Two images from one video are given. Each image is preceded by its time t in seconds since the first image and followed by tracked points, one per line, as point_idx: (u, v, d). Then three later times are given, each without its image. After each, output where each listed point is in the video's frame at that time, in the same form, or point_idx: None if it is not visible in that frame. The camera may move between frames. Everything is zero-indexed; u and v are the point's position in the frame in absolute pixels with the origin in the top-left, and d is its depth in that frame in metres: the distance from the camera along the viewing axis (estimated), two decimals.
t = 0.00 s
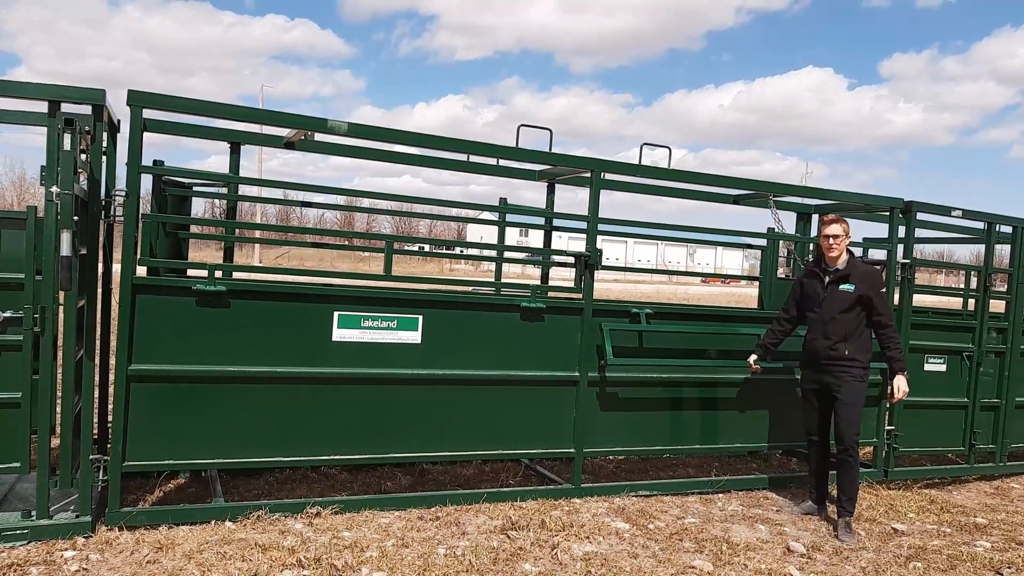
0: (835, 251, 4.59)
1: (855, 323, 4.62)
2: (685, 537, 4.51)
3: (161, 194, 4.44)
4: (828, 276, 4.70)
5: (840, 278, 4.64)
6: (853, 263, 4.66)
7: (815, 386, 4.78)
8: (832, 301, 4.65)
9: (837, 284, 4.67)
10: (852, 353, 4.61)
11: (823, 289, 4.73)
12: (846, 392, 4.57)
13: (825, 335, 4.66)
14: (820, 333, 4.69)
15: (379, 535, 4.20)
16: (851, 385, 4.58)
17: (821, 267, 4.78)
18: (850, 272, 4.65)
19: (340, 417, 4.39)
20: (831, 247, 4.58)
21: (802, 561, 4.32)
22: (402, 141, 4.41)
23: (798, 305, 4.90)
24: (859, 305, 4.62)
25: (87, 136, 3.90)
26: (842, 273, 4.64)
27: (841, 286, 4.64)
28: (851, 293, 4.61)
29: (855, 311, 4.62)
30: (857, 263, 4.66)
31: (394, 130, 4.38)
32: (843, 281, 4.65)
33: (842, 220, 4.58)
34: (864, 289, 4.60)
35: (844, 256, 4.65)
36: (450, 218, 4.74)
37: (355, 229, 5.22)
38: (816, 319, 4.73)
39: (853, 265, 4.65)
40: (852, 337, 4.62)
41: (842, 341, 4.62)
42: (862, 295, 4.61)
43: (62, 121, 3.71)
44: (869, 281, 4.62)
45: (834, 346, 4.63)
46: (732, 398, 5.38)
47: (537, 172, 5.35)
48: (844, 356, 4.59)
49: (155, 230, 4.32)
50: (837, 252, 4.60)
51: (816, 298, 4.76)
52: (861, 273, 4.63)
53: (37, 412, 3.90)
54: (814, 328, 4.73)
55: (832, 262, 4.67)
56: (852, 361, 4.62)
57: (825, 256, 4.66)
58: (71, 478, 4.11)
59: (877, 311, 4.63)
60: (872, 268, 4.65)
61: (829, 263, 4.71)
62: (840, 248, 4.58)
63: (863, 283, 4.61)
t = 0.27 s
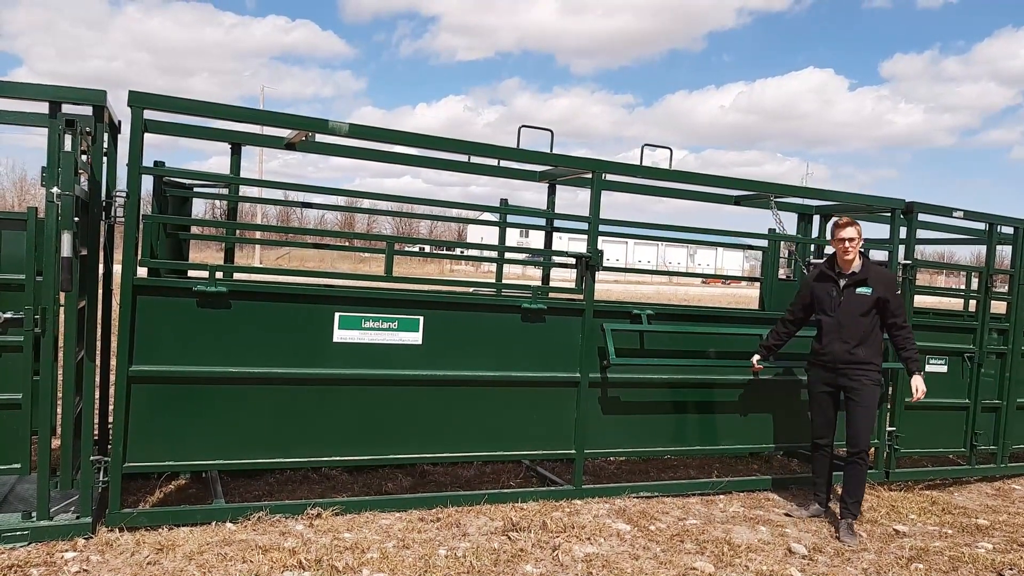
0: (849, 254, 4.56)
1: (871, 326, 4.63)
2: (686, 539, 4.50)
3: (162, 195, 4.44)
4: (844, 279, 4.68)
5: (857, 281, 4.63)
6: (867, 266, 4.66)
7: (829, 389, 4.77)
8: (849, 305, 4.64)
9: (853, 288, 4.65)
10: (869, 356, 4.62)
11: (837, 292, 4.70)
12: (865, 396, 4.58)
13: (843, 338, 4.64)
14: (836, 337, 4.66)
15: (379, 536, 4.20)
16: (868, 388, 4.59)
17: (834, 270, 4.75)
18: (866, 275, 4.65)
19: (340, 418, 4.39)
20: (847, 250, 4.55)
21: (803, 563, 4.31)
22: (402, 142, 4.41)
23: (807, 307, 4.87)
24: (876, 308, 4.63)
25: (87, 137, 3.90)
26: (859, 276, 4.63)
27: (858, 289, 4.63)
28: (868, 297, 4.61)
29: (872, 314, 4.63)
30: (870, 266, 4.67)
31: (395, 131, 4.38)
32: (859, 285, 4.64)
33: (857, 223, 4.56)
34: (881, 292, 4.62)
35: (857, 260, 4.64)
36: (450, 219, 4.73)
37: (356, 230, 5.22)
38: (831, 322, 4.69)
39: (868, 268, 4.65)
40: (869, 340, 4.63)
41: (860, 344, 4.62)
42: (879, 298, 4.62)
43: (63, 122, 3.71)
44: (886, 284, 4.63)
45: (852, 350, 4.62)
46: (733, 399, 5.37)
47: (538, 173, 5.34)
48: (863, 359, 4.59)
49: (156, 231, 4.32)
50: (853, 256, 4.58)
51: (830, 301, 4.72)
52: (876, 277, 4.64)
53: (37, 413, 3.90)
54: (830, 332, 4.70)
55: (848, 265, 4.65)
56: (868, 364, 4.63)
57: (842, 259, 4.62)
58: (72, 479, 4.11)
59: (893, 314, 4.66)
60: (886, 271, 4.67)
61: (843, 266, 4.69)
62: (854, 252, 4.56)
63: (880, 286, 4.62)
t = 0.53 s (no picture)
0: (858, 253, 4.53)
1: (878, 325, 4.62)
2: (687, 537, 4.50)
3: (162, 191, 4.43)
4: (852, 278, 4.66)
5: (865, 280, 4.61)
6: (876, 265, 4.64)
7: (835, 387, 4.76)
8: (856, 304, 4.62)
9: (861, 286, 4.63)
10: (875, 356, 4.60)
11: (845, 291, 4.69)
12: (870, 395, 4.57)
13: (849, 337, 4.63)
14: (843, 336, 4.66)
15: (380, 534, 4.20)
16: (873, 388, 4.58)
17: (842, 268, 4.73)
18: (874, 274, 4.63)
19: (341, 415, 4.38)
20: (856, 249, 4.52)
21: (805, 561, 4.30)
22: (403, 139, 4.40)
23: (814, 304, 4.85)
24: (884, 308, 4.62)
25: (88, 133, 3.89)
26: (867, 275, 4.61)
27: (866, 288, 4.61)
28: (876, 296, 4.59)
29: (879, 313, 4.61)
30: (879, 265, 4.65)
31: (396, 127, 4.37)
32: (867, 284, 4.62)
33: (866, 222, 4.53)
34: (889, 292, 4.60)
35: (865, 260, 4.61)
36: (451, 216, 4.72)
37: (357, 227, 5.20)
38: (839, 321, 4.68)
39: (877, 267, 4.63)
40: (876, 339, 4.61)
41: (866, 343, 4.61)
42: (887, 298, 4.61)
43: (63, 118, 3.70)
44: (894, 283, 4.62)
45: (859, 349, 4.61)
46: (734, 397, 5.36)
47: (539, 170, 5.33)
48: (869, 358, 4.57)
49: (157, 228, 4.32)
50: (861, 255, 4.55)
51: (837, 299, 4.71)
52: (884, 276, 4.62)
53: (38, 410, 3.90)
54: (837, 331, 4.69)
55: (856, 263, 4.63)
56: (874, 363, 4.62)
57: (850, 258, 4.60)
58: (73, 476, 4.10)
59: (901, 313, 4.63)
60: (895, 271, 4.65)
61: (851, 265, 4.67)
62: (862, 251, 4.53)
63: (888, 285, 4.60)
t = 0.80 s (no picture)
0: (869, 256, 4.53)
1: (887, 330, 4.61)
2: (688, 539, 4.49)
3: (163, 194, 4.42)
4: (862, 282, 4.65)
5: (875, 285, 4.60)
6: (886, 269, 4.63)
7: (840, 391, 4.75)
8: (865, 308, 4.62)
9: (871, 291, 4.62)
10: (883, 360, 4.59)
11: (855, 295, 4.67)
12: (876, 399, 4.56)
13: (857, 341, 4.63)
14: (851, 340, 4.65)
15: (381, 536, 4.19)
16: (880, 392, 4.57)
17: (852, 272, 4.72)
18: (884, 278, 4.62)
19: (342, 418, 4.38)
20: (867, 252, 4.52)
21: (807, 564, 4.30)
22: (404, 141, 4.40)
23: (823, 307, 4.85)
24: (893, 312, 4.60)
25: (89, 135, 3.89)
26: (877, 279, 4.60)
27: (875, 293, 4.60)
28: (885, 301, 4.58)
29: (888, 318, 4.60)
30: (889, 270, 4.64)
31: (397, 130, 4.37)
32: (877, 288, 4.61)
33: (878, 225, 4.53)
34: (899, 297, 4.58)
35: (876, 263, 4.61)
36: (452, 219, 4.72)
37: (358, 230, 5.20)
38: (847, 325, 4.67)
39: (887, 271, 4.62)
40: (883, 344, 4.60)
41: (874, 348, 4.60)
42: (896, 303, 4.59)
43: (65, 120, 3.70)
44: (904, 288, 4.60)
45: (866, 353, 4.60)
46: (736, 399, 5.36)
47: (540, 173, 5.33)
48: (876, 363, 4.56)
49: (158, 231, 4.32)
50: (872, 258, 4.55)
51: (846, 303, 4.70)
52: (894, 281, 4.61)
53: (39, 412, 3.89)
54: (844, 334, 4.68)
55: (866, 267, 4.62)
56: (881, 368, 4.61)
57: (861, 261, 4.59)
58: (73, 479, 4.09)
59: (910, 319, 4.62)
60: (906, 276, 4.63)
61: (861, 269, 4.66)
62: (873, 255, 4.53)
63: (897, 290, 4.59)
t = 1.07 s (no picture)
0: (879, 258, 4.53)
1: (893, 333, 4.60)
2: (688, 539, 4.48)
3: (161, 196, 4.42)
4: (870, 284, 4.64)
5: (883, 287, 4.59)
6: (894, 272, 4.62)
7: (844, 392, 4.75)
8: (872, 310, 4.61)
9: (878, 293, 4.61)
10: (889, 363, 4.59)
11: (862, 296, 4.67)
12: (880, 402, 4.56)
13: (863, 344, 4.62)
14: (856, 342, 4.64)
15: (380, 538, 4.18)
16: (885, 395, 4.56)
17: (860, 273, 4.71)
18: (893, 281, 4.61)
19: (340, 419, 4.37)
20: (876, 253, 4.52)
21: (806, 563, 4.30)
22: (402, 142, 4.40)
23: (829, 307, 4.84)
24: (900, 315, 4.60)
25: (86, 137, 3.88)
26: (885, 282, 4.59)
27: (883, 295, 4.59)
28: (892, 304, 4.57)
29: (895, 321, 4.60)
30: (898, 273, 4.63)
31: (395, 131, 4.36)
32: (885, 290, 4.60)
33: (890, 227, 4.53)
34: (907, 300, 4.58)
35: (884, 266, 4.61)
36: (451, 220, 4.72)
37: (355, 231, 5.19)
38: (853, 326, 4.67)
39: (895, 274, 4.61)
40: (890, 347, 4.60)
41: (880, 351, 4.60)
42: (904, 306, 4.58)
43: (62, 122, 3.70)
44: (912, 292, 4.59)
45: (871, 356, 4.60)
46: (734, 399, 5.35)
47: (538, 174, 5.33)
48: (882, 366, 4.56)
49: (156, 233, 4.31)
50: (881, 260, 4.55)
51: (853, 305, 4.69)
52: (902, 284, 4.60)
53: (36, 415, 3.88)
54: (851, 336, 4.68)
55: (875, 270, 4.60)
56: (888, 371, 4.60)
57: (870, 263, 4.59)
58: (71, 481, 4.08)
59: (917, 322, 4.61)
60: (915, 280, 4.61)
61: (869, 271, 4.65)
62: (882, 257, 4.53)
63: (905, 293, 4.58)
